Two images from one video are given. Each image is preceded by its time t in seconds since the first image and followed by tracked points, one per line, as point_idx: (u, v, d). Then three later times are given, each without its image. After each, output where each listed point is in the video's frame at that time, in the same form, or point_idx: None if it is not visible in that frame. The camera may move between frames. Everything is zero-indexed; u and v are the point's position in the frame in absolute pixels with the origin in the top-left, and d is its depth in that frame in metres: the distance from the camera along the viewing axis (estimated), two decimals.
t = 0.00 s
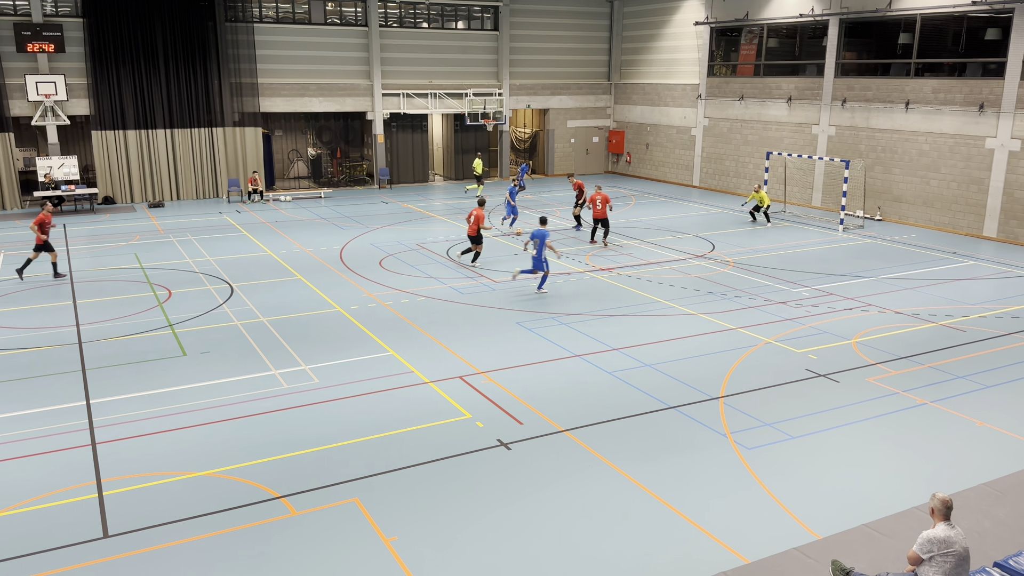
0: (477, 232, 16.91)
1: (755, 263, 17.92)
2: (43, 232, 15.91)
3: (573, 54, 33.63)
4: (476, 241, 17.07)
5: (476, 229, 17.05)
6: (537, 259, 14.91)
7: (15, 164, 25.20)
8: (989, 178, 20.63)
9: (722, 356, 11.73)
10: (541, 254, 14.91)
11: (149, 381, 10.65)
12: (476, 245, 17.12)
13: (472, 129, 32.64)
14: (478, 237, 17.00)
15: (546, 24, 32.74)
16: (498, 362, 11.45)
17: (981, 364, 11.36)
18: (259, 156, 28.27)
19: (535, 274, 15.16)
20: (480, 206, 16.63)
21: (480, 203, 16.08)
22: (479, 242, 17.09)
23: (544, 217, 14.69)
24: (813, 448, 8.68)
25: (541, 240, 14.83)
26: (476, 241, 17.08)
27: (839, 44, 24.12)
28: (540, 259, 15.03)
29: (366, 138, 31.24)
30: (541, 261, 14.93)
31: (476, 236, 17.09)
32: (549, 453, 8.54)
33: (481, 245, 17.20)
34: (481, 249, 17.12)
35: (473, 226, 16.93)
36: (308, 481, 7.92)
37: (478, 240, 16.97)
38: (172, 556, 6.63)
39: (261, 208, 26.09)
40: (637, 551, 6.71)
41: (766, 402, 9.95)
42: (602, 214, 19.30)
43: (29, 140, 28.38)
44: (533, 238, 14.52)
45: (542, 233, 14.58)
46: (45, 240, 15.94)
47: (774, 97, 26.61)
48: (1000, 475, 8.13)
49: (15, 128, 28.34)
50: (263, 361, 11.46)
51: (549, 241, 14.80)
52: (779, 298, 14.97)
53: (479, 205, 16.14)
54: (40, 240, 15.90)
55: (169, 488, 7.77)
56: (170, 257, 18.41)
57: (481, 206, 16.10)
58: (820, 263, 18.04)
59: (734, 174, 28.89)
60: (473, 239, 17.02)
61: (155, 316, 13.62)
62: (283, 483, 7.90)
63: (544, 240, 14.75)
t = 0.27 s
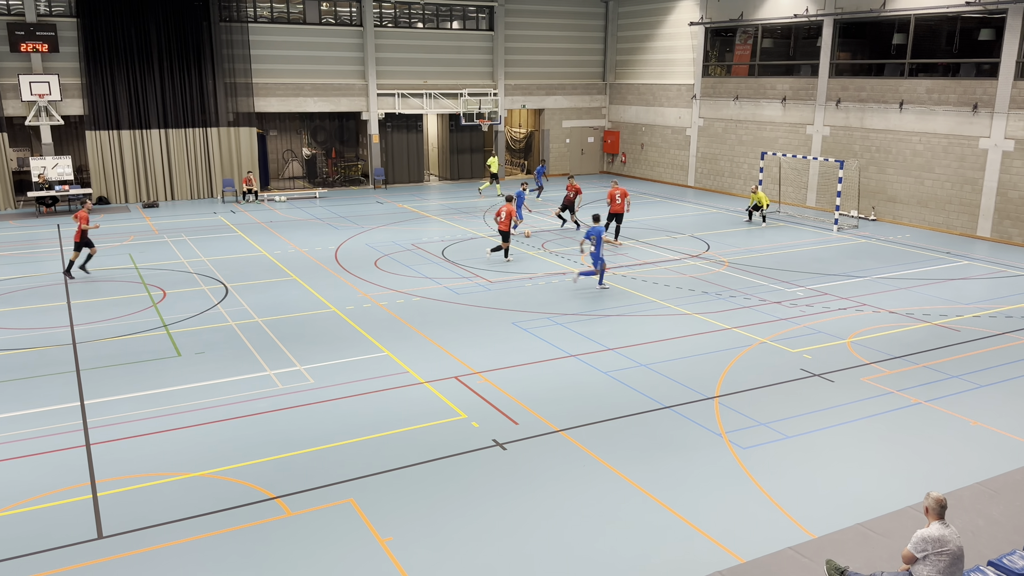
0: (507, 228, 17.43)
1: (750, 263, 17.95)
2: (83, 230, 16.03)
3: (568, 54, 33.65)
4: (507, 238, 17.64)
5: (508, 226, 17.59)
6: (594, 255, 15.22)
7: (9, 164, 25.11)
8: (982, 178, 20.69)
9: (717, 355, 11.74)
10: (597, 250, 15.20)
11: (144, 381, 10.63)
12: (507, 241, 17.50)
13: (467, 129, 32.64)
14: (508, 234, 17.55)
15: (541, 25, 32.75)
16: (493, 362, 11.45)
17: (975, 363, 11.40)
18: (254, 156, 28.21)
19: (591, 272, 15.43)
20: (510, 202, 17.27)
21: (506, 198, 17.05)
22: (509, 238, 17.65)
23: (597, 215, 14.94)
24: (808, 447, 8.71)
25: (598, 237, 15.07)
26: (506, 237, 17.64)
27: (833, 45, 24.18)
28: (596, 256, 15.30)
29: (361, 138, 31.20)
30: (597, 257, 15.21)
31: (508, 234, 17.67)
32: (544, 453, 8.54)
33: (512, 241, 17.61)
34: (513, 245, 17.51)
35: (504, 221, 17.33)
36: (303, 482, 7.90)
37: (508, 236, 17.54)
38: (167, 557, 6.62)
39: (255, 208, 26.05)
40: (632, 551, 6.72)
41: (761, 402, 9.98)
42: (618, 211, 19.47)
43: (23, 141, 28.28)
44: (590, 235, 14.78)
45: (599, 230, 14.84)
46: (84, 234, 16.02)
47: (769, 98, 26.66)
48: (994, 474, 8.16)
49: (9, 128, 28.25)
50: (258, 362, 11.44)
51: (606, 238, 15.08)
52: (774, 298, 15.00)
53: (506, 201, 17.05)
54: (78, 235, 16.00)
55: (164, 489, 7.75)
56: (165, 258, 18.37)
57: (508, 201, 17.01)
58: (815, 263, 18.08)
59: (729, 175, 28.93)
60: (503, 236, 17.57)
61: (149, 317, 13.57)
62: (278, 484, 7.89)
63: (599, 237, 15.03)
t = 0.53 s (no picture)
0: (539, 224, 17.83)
1: (746, 263, 17.96)
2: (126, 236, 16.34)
3: (565, 54, 33.65)
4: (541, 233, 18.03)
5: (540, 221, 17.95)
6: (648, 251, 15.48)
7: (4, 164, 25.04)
8: (978, 178, 20.73)
9: (714, 355, 11.75)
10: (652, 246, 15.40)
11: (140, 382, 10.61)
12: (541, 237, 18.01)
13: (464, 129, 32.63)
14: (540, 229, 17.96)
15: (537, 25, 32.75)
16: (490, 362, 11.45)
17: (971, 363, 11.43)
18: (250, 156, 28.16)
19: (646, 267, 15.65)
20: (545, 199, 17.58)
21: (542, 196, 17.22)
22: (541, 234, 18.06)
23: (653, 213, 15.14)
24: (804, 447, 8.71)
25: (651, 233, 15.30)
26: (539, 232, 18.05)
27: (830, 45, 24.20)
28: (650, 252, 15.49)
29: (358, 138, 31.16)
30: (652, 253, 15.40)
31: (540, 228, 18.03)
32: (541, 453, 8.54)
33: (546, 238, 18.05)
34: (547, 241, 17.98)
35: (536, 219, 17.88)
36: (300, 482, 7.89)
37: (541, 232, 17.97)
38: (163, 558, 6.61)
39: (252, 208, 26.01)
40: (629, 551, 6.72)
41: (757, 402, 9.99)
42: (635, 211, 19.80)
43: (18, 141, 28.21)
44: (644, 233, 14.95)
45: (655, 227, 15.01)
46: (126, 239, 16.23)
47: (765, 98, 26.69)
48: (990, 474, 8.19)
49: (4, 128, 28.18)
50: (255, 362, 11.43)
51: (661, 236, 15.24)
52: (771, 298, 15.02)
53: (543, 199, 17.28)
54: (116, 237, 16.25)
55: (160, 490, 7.73)
56: (161, 258, 18.33)
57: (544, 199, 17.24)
58: (811, 263, 18.11)
59: (725, 175, 28.95)
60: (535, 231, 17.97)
61: (145, 317, 13.55)
62: (274, 484, 7.88)
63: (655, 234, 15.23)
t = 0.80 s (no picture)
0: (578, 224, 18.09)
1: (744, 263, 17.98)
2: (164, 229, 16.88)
3: (562, 54, 33.66)
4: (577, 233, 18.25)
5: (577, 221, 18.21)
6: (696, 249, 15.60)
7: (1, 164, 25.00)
8: (975, 178, 20.77)
9: (711, 355, 11.76)
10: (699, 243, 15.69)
11: (137, 382, 10.59)
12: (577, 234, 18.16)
13: (461, 129, 32.63)
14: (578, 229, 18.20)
15: (535, 25, 32.77)
16: (488, 362, 11.45)
17: (968, 363, 11.45)
18: (248, 156, 28.14)
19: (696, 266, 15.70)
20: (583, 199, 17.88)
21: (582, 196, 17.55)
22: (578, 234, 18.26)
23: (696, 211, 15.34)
24: (802, 447, 8.72)
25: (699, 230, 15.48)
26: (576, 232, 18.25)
27: (827, 45, 24.24)
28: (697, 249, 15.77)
29: (355, 138, 31.15)
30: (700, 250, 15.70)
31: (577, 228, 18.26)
32: (539, 453, 8.55)
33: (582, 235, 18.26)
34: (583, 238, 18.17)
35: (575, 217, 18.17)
36: (298, 482, 7.89)
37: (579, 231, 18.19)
38: (160, 558, 6.60)
39: (249, 208, 25.99)
40: (627, 551, 6.72)
41: (755, 401, 10.00)
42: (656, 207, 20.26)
43: (15, 140, 28.17)
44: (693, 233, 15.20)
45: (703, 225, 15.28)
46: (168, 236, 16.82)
47: (763, 98, 26.71)
48: (987, 473, 8.21)
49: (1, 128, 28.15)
50: (252, 362, 11.42)
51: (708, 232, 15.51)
52: (768, 298, 15.03)
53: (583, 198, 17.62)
54: (161, 233, 16.54)
55: (158, 490, 7.73)
56: (159, 258, 18.32)
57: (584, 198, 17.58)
58: (808, 262, 18.12)
59: (723, 175, 28.97)
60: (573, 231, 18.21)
61: (142, 317, 13.54)
62: (272, 484, 7.87)
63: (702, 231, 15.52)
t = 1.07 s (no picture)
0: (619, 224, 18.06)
1: (742, 263, 17.98)
2: (205, 217, 17.31)
3: (560, 54, 33.67)
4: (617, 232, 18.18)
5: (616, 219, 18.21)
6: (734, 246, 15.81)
7: None
8: (973, 178, 20.79)
9: (709, 355, 11.77)
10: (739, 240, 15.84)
11: (135, 382, 10.58)
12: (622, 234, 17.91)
13: (459, 129, 32.63)
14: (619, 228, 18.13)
15: (533, 25, 32.77)
16: (486, 362, 11.45)
17: (966, 363, 11.46)
18: (245, 156, 28.13)
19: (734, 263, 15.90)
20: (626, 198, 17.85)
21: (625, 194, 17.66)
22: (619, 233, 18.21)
23: (737, 209, 15.45)
24: (801, 447, 8.73)
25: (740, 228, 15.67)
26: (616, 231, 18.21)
27: (824, 45, 24.26)
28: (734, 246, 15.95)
29: (354, 138, 31.13)
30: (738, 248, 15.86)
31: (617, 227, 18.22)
32: (537, 454, 8.55)
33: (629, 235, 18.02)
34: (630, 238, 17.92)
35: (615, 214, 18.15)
36: (296, 482, 7.88)
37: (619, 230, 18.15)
38: (157, 559, 6.59)
39: (247, 208, 25.98)
40: (625, 552, 6.71)
41: (753, 401, 10.00)
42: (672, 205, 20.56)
43: (13, 141, 28.16)
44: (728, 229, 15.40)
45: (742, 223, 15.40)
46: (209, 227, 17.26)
47: (761, 98, 26.73)
48: (985, 472, 8.21)
49: None
50: (250, 362, 11.41)
51: (748, 230, 15.59)
52: (766, 298, 15.04)
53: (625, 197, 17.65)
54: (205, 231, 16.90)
55: (155, 491, 7.71)
56: (157, 258, 18.30)
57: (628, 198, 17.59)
58: (806, 263, 18.14)
59: (721, 175, 28.99)
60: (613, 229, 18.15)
61: (140, 317, 13.52)
62: (270, 485, 7.86)
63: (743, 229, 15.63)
